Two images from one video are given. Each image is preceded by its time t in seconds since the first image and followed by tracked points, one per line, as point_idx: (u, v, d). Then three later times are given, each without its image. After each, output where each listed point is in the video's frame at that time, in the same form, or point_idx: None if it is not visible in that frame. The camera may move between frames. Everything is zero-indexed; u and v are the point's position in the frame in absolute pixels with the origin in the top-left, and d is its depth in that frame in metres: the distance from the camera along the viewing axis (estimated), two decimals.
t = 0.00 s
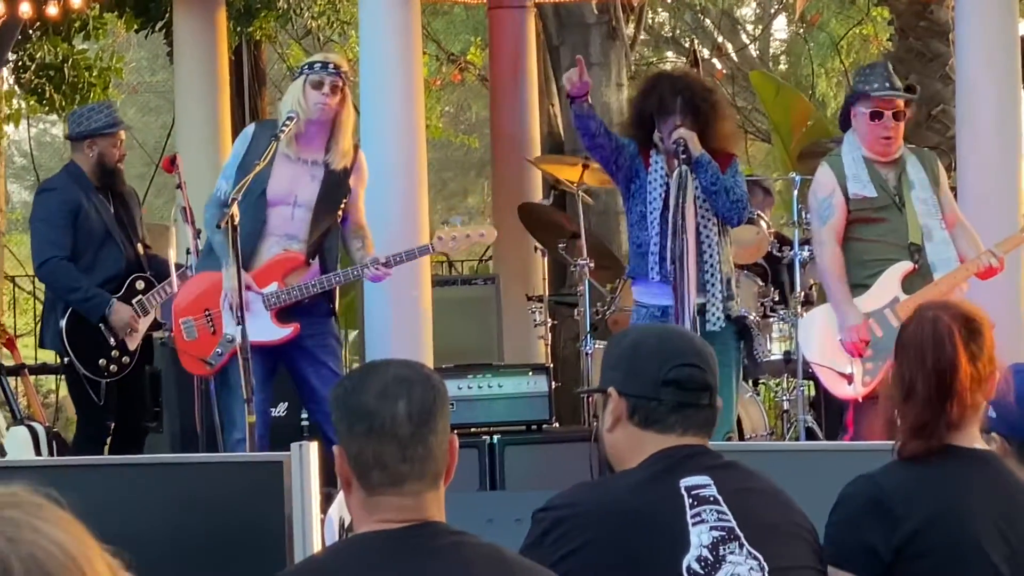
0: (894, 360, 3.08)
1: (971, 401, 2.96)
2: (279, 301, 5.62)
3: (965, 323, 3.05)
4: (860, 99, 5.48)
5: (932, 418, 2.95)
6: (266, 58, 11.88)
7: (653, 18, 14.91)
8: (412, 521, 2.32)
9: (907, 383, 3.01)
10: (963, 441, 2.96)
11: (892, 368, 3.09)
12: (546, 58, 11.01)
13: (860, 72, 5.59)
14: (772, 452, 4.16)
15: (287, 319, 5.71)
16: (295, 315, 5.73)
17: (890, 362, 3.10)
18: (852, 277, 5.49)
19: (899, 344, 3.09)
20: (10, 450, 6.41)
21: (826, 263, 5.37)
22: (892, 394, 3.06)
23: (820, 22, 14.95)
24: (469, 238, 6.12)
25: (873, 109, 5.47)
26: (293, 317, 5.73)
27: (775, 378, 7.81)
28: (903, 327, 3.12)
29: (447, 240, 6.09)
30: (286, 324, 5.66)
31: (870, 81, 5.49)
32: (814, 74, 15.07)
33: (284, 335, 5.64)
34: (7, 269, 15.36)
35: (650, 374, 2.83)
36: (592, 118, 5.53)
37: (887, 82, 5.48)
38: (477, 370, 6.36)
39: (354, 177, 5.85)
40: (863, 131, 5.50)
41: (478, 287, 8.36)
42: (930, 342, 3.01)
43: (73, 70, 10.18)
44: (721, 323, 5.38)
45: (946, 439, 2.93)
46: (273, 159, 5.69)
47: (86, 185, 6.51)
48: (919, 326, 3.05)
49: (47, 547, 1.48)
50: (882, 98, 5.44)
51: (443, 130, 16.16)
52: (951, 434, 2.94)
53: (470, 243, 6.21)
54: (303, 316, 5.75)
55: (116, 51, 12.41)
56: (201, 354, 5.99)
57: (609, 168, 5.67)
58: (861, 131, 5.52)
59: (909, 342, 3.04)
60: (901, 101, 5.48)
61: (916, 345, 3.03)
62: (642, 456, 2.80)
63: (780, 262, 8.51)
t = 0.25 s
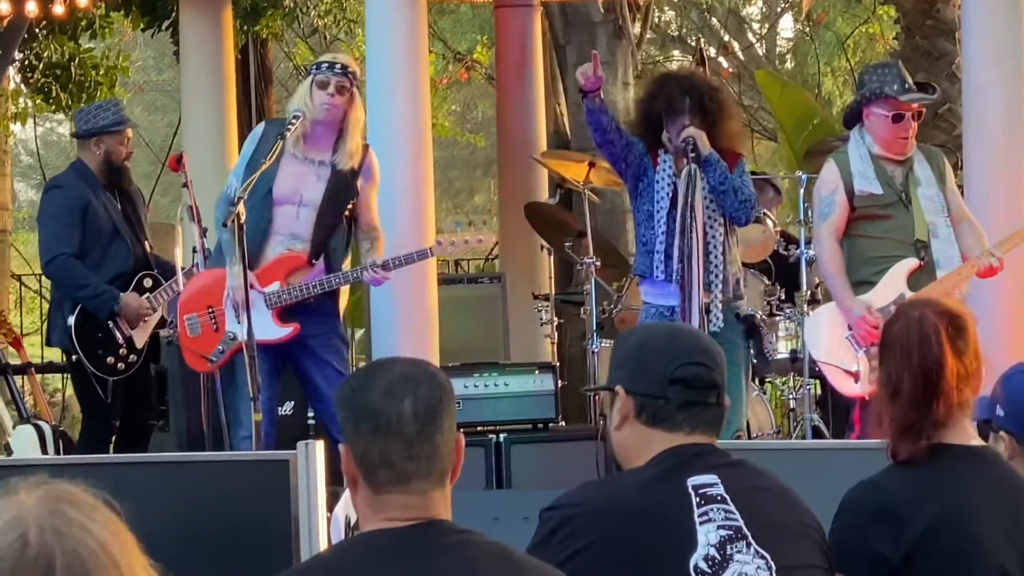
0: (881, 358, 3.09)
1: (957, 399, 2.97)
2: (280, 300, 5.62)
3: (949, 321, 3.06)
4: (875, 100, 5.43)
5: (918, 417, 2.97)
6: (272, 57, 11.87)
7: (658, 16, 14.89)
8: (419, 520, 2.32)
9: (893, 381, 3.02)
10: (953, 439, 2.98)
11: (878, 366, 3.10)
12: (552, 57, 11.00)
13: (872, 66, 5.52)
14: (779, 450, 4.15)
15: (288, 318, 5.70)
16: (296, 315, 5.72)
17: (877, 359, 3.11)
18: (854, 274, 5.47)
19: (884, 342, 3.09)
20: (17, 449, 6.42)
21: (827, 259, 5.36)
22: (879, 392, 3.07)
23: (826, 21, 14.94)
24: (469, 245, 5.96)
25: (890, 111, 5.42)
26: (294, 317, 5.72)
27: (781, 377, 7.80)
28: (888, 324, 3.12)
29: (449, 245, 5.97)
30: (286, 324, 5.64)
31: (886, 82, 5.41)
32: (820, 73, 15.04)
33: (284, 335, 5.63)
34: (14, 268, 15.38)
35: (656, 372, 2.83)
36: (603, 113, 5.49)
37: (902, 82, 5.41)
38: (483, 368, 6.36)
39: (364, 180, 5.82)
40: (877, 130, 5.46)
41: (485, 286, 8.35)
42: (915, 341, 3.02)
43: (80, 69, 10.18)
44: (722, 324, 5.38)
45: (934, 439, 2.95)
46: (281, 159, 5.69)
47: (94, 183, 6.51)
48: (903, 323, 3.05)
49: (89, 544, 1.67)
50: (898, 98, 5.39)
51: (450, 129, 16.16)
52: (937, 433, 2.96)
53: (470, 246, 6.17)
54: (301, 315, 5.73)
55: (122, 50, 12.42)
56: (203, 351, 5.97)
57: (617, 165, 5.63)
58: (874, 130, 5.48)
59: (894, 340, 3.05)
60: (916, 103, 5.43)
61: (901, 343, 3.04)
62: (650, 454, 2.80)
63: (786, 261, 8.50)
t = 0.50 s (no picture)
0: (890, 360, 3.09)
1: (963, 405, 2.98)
2: (284, 296, 5.68)
3: (958, 327, 3.06)
4: (883, 106, 5.41)
5: (925, 421, 2.96)
6: (277, 59, 11.89)
7: (663, 18, 14.89)
8: (423, 524, 2.32)
9: (902, 383, 3.02)
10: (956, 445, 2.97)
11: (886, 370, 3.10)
12: (557, 59, 11.00)
13: (881, 72, 5.51)
14: (783, 453, 4.15)
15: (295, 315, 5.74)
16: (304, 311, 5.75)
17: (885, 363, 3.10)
18: (861, 278, 5.47)
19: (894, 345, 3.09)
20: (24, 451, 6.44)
21: (833, 261, 5.36)
22: (887, 395, 3.07)
23: (830, 22, 14.95)
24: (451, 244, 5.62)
25: (898, 118, 5.39)
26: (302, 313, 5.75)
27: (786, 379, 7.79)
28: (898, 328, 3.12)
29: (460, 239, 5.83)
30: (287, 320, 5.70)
31: (895, 89, 5.39)
32: (825, 74, 15.03)
33: (288, 329, 5.69)
34: (20, 269, 15.41)
35: (660, 375, 2.82)
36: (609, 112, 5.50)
37: (912, 90, 5.39)
38: (488, 371, 6.36)
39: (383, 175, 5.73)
40: (883, 136, 5.44)
41: (489, 288, 8.36)
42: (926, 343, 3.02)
43: (85, 72, 10.19)
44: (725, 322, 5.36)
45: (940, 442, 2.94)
46: (297, 162, 5.80)
47: (106, 186, 6.52)
48: (913, 327, 3.06)
49: (98, 554, 1.79)
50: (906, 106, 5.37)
51: (455, 131, 16.18)
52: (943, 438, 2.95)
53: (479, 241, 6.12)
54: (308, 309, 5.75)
55: (128, 51, 12.44)
56: (217, 345, 6.06)
57: (620, 165, 5.65)
58: (880, 135, 5.46)
59: (905, 343, 3.05)
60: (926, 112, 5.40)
61: (910, 346, 3.04)
62: (654, 456, 2.80)
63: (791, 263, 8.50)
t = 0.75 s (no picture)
0: (899, 356, 3.07)
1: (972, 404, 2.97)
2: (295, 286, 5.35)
3: (968, 325, 3.05)
4: (886, 107, 5.38)
5: (935, 419, 2.95)
6: (278, 61, 11.88)
7: (666, 20, 14.89)
8: (424, 526, 2.31)
9: (911, 380, 3.01)
10: (963, 444, 2.97)
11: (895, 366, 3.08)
12: (559, 61, 10.99)
13: (885, 71, 5.47)
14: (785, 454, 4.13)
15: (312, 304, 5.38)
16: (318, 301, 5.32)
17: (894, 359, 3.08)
18: (863, 279, 5.46)
19: (903, 341, 3.07)
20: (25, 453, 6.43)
21: (837, 262, 5.34)
22: (896, 392, 3.05)
23: (833, 24, 14.94)
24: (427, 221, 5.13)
25: (902, 118, 5.36)
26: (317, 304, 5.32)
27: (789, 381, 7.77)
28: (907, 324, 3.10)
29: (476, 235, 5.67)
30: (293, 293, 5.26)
31: (898, 90, 5.35)
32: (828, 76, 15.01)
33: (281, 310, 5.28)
34: (21, 272, 15.41)
35: (661, 377, 2.81)
36: (612, 114, 5.50)
37: (915, 90, 5.34)
38: (490, 373, 6.34)
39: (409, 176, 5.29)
40: (886, 136, 5.41)
41: (491, 290, 8.35)
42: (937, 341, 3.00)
43: (86, 74, 10.17)
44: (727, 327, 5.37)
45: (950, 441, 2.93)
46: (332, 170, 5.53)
47: (116, 187, 6.50)
48: (924, 324, 3.04)
49: (81, 546, 1.86)
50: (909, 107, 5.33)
51: (458, 133, 16.19)
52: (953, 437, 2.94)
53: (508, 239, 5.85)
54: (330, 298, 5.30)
55: (130, 54, 12.44)
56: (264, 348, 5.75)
57: (622, 169, 5.62)
58: (883, 135, 5.43)
59: (915, 340, 3.03)
60: (930, 113, 5.36)
61: (921, 343, 3.02)
62: (656, 458, 2.78)
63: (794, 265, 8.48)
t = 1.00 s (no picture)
0: (895, 363, 3.06)
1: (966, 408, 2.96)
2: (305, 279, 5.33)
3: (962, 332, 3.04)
4: (884, 115, 5.39)
5: (929, 423, 2.94)
6: (281, 65, 11.89)
7: (669, 24, 14.91)
8: (426, 529, 2.31)
9: (906, 388, 3.00)
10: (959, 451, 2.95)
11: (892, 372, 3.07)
12: (562, 65, 11.00)
13: (886, 80, 5.50)
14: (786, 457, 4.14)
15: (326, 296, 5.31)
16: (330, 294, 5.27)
17: (891, 365, 3.08)
18: (868, 283, 5.45)
19: (898, 348, 3.07)
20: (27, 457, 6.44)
21: (840, 267, 5.35)
22: (892, 398, 3.04)
23: (836, 27, 14.95)
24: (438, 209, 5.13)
25: (900, 125, 5.37)
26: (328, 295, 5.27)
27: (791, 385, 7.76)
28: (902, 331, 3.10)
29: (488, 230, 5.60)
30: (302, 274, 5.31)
31: (895, 99, 5.38)
32: (830, 79, 15.02)
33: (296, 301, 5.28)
34: (24, 277, 15.42)
35: (661, 380, 2.81)
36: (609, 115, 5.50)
37: (913, 99, 5.37)
38: (493, 377, 6.36)
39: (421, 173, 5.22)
40: (886, 144, 5.42)
41: (494, 294, 8.35)
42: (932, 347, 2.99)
43: (89, 78, 10.16)
44: (733, 327, 5.37)
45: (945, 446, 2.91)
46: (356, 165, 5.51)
47: (129, 191, 6.43)
48: (918, 330, 3.03)
49: (78, 552, 1.74)
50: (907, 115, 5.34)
51: (460, 137, 16.20)
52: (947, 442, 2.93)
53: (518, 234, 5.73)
54: (345, 293, 5.22)
55: (132, 58, 12.45)
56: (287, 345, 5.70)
57: (622, 170, 5.61)
58: (884, 143, 5.44)
59: (909, 346, 3.03)
60: (927, 122, 5.37)
61: (914, 348, 3.02)
62: (658, 461, 2.79)
63: (797, 269, 8.48)
